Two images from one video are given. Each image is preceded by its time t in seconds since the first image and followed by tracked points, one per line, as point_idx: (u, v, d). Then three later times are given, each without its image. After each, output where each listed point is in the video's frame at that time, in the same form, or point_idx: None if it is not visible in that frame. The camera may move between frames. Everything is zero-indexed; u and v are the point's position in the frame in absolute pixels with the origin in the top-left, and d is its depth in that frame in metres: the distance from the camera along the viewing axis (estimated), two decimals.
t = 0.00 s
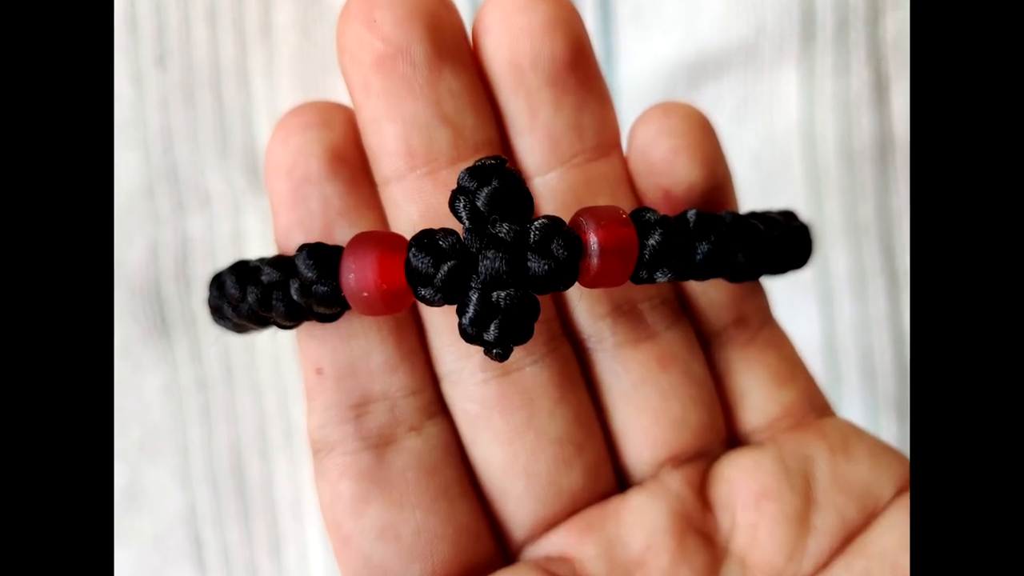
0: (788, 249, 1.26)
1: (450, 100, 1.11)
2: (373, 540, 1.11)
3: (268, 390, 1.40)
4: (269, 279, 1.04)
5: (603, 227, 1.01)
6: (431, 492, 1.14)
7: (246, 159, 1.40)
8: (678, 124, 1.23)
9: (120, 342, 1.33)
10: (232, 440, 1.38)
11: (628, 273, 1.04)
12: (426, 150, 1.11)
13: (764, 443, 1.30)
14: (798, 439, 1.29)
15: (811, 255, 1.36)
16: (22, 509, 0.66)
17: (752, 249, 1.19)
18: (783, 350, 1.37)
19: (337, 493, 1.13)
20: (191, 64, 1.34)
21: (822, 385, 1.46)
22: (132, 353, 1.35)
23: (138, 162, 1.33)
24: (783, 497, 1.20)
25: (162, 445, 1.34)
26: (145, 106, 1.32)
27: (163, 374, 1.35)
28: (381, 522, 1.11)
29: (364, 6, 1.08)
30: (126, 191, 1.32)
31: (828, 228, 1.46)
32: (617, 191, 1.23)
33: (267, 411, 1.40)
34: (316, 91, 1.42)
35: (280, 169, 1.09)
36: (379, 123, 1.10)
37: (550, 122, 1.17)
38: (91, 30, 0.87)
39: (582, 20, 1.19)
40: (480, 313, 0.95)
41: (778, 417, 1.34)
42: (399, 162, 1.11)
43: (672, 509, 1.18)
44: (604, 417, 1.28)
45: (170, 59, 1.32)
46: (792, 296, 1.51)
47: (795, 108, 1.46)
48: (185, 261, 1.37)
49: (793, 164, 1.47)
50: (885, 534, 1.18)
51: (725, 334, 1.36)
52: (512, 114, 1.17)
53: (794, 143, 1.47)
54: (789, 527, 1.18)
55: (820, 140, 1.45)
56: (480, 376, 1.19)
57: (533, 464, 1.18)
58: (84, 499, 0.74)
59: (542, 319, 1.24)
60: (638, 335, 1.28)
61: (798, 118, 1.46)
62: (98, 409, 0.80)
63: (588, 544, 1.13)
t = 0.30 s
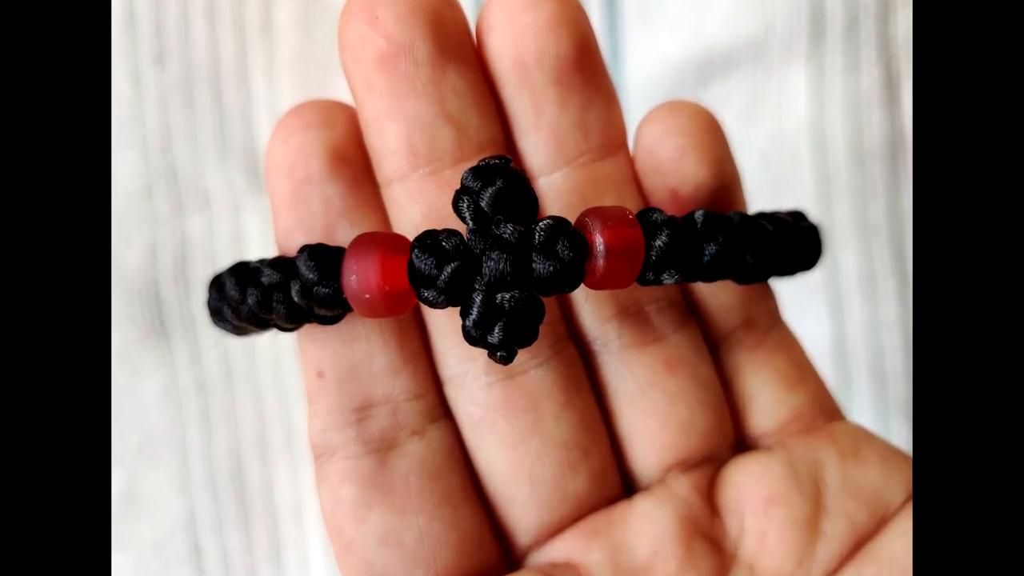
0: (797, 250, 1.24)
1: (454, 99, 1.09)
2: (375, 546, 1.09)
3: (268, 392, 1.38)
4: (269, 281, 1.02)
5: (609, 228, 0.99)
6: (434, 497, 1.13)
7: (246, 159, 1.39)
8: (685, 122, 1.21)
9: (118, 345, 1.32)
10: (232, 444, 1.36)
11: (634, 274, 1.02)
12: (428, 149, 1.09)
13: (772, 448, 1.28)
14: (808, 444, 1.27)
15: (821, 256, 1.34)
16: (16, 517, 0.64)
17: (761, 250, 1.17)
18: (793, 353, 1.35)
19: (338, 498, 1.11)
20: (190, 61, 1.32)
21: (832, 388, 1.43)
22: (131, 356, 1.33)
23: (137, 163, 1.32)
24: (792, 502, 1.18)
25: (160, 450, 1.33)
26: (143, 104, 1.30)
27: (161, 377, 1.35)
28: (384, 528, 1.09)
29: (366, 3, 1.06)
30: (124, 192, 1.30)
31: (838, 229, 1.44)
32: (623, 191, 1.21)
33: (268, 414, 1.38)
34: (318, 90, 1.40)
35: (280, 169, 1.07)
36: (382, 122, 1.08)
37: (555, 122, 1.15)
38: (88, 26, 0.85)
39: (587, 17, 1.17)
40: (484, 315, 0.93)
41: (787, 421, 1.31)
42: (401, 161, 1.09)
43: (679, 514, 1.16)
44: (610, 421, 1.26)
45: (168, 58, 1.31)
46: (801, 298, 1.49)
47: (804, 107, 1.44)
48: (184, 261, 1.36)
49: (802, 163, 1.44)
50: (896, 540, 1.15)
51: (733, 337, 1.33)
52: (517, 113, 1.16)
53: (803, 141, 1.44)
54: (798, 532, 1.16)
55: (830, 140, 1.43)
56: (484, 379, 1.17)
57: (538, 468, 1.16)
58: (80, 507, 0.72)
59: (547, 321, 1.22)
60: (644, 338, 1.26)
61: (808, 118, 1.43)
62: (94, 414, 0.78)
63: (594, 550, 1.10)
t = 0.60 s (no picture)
0: (807, 251, 1.22)
1: (458, 97, 1.08)
2: (378, 553, 1.07)
3: (269, 395, 1.37)
4: (270, 283, 1.01)
5: (615, 229, 0.97)
6: (437, 503, 1.11)
7: (247, 159, 1.37)
8: (693, 121, 1.19)
9: (115, 348, 1.31)
10: (232, 448, 1.34)
11: (641, 276, 1.00)
12: (432, 148, 1.07)
13: (781, 452, 1.25)
14: (818, 448, 1.24)
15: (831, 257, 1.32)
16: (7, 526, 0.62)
17: (770, 251, 1.14)
18: (802, 356, 1.33)
19: (340, 504, 1.09)
20: (189, 58, 1.31)
21: (842, 392, 1.41)
22: (129, 360, 1.32)
23: (136, 163, 1.31)
24: (802, 508, 1.16)
25: (159, 454, 1.32)
26: (142, 103, 1.29)
27: (160, 381, 1.33)
28: (386, 534, 1.08)
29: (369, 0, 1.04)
30: (122, 191, 1.30)
31: (848, 230, 1.42)
32: (629, 191, 1.19)
33: (268, 418, 1.36)
34: (319, 88, 1.39)
35: (281, 169, 1.06)
36: (384, 120, 1.06)
37: (560, 121, 1.13)
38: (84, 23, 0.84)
39: (594, 14, 1.15)
40: (488, 317, 0.91)
41: (797, 426, 1.29)
42: (404, 161, 1.07)
43: (687, 519, 1.14)
44: (616, 425, 1.24)
45: (167, 56, 1.30)
46: (810, 301, 1.47)
47: (814, 106, 1.41)
48: (182, 264, 1.34)
49: (811, 163, 1.42)
50: (908, 546, 1.12)
51: (741, 339, 1.31)
52: (521, 111, 1.14)
53: (812, 140, 1.42)
54: (807, 538, 1.14)
55: (840, 140, 1.40)
56: (488, 383, 1.15)
57: (543, 473, 1.14)
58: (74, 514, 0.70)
59: (552, 323, 1.20)
60: (651, 340, 1.24)
61: (818, 117, 1.41)
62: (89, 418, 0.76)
63: (600, 556, 1.08)
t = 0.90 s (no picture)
0: (816, 252, 1.20)
1: (461, 96, 1.06)
2: (380, 559, 1.05)
3: (269, 400, 1.35)
4: (270, 285, 0.99)
5: (621, 229, 0.95)
6: (441, 508, 1.09)
7: (246, 159, 1.35)
8: (701, 120, 1.17)
9: (112, 350, 1.29)
10: (232, 453, 1.32)
11: (648, 277, 0.98)
12: (435, 148, 1.05)
13: (790, 457, 1.23)
14: (827, 453, 1.21)
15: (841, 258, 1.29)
16: None
17: (779, 253, 1.12)
18: (812, 358, 1.31)
19: (341, 509, 1.08)
20: (188, 56, 1.29)
21: (852, 395, 1.39)
22: (127, 362, 1.31)
23: (134, 163, 1.30)
24: (811, 514, 1.14)
25: (158, 459, 1.30)
26: (140, 101, 1.28)
27: (159, 385, 1.31)
28: (388, 540, 1.06)
29: None
30: (120, 192, 1.29)
31: (858, 231, 1.40)
32: (636, 191, 1.17)
33: (269, 422, 1.35)
34: (320, 86, 1.37)
35: (282, 168, 1.04)
36: (386, 119, 1.05)
37: (565, 119, 1.12)
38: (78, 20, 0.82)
39: (600, 11, 1.13)
40: (492, 320, 0.89)
41: (806, 430, 1.27)
42: (407, 160, 1.05)
43: (694, 525, 1.12)
44: (622, 429, 1.22)
45: (166, 54, 1.28)
46: (820, 303, 1.44)
47: (824, 104, 1.39)
48: (180, 266, 1.33)
49: (821, 163, 1.40)
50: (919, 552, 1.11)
51: (750, 342, 1.29)
52: (526, 110, 1.12)
53: (822, 139, 1.40)
54: (817, 545, 1.12)
55: (850, 139, 1.38)
56: (492, 387, 1.13)
57: (549, 477, 1.12)
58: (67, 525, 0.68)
59: (557, 326, 1.18)
60: (658, 343, 1.22)
61: (827, 115, 1.39)
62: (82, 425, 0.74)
63: (606, 562, 1.08)
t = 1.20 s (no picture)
0: (826, 254, 1.18)
1: (465, 95, 1.04)
2: (382, 566, 1.04)
3: (269, 404, 1.34)
4: (270, 286, 0.97)
5: (628, 230, 0.93)
6: (444, 514, 1.07)
7: (246, 158, 1.34)
8: (709, 119, 1.15)
9: (110, 354, 1.26)
10: (232, 457, 1.31)
11: (656, 279, 0.96)
12: (438, 147, 1.04)
13: (800, 462, 1.21)
14: (838, 458, 1.20)
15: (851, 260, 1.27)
16: None
17: (788, 254, 1.10)
18: (821, 361, 1.29)
19: (343, 515, 1.06)
20: (187, 54, 1.28)
21: (863, 399, 1.37)
22: (124, 366, 1.28)
23: (132, 163, 1.27)
24: (821, 519, 1.12)
25: (156, 464, 1.28)
26: (139, 101, 1.26)
27: (157, 390, 1.29)
28: (391, 547, 1.04)
29: None
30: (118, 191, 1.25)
31: (869, 231, 1.38)
32: (643, 191, 1.15)
33: (269, 426, 1.33)
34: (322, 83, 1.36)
35: (283, 168, 1.02)
36: (389, 118, 1.03)
37: (571, 118, 1.10)
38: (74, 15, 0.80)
39: (606, 8, 1.11)
40: (497, 322, 0.87)
41: (815, 434, 1.25)
42: (409, 160, 1.04)
43: (702, 531, 1.10)
44: (629, 433, 1.20)
45: (165, 51, 1.26)
46: (830, 306, 1.42)
47: (834, 102, 1.37)
48: (179, 267, 1.30)
49: (832, 163, 1.38)
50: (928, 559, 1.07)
51: (759, 345, 1.27)
52: (531, 109, 1.10)
53: (832, 138, 1.37)
54: (827, 551, 1.09)
55: (861, 138, 1.36)
56: (496, 391, 1.11)
57: (554, 483, 1.10)
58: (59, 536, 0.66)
59: (562, 328, 1.16)
60: (666, 346, 1.20)
61: (838, 114, 1.37)
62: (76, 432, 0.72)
63: (612, 569, 1.06)
